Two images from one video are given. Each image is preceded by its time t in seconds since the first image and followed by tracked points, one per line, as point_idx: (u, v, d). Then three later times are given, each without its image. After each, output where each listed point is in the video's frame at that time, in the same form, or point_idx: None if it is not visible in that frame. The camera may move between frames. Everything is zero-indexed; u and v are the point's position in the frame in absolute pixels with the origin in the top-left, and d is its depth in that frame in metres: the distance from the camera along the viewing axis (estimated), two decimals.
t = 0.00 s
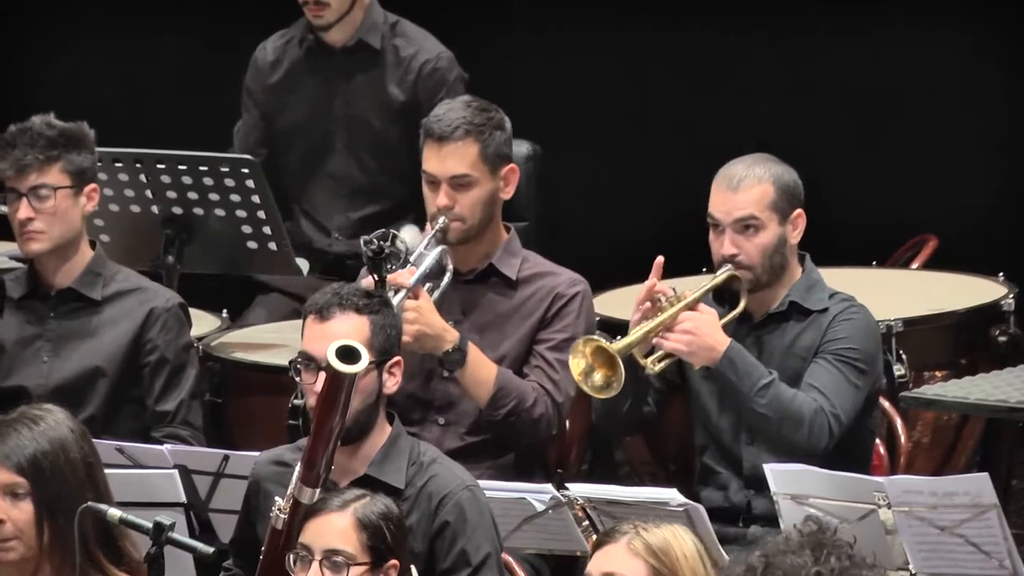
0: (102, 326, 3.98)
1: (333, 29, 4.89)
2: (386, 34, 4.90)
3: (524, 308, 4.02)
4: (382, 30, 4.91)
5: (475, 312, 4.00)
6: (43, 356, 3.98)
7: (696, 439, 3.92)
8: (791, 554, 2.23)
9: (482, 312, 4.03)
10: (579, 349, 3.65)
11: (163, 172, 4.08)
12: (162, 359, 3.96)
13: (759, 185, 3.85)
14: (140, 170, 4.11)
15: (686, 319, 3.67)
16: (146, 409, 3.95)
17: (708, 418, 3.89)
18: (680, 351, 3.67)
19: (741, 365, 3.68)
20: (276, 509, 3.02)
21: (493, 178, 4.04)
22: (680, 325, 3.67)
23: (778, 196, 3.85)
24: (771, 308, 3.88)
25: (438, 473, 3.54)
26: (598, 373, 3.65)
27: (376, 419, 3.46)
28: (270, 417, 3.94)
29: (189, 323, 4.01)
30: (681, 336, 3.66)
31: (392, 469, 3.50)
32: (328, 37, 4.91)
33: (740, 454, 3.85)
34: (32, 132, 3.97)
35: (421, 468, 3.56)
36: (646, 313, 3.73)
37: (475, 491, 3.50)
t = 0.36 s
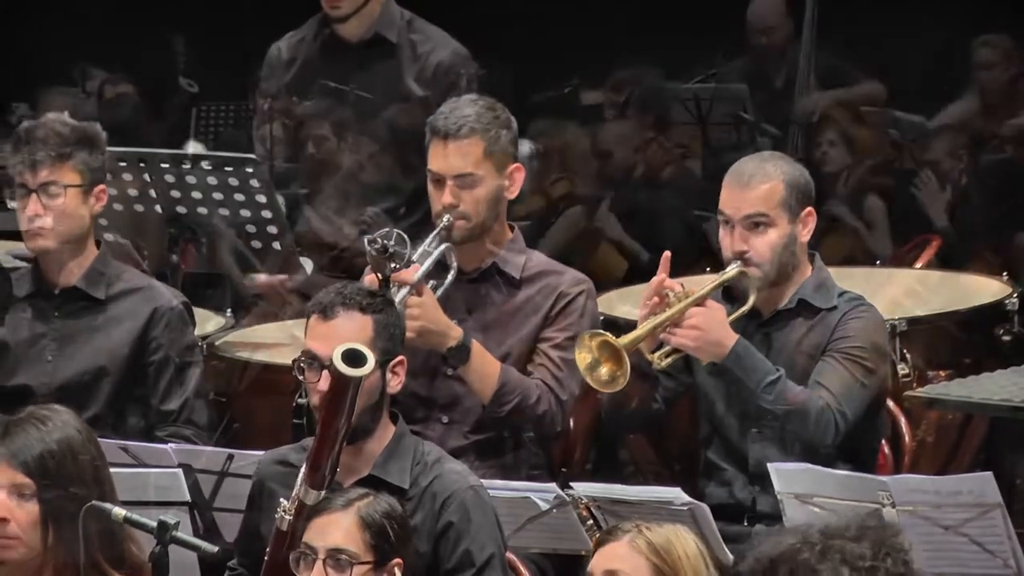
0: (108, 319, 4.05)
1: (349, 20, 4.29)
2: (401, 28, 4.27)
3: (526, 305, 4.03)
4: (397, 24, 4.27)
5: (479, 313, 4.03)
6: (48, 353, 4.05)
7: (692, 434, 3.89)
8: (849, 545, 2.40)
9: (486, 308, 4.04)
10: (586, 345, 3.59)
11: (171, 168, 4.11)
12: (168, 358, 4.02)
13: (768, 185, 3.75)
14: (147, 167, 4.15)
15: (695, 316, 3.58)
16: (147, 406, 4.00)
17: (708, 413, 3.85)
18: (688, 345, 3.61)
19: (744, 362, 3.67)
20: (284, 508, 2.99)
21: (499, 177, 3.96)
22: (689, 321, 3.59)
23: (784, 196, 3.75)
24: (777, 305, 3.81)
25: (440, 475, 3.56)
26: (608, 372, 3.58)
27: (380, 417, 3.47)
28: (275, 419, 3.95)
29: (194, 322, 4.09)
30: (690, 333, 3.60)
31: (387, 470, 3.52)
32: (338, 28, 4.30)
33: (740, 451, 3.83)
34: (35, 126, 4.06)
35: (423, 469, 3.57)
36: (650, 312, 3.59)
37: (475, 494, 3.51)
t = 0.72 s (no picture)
0: (141, 311, 4.63)
1: (373, 15, 4.51)
2: (425, 23, 4.49)
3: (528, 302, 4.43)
4: (424, 16, 4.50)
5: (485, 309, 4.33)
6: (68, 347, 4.59)
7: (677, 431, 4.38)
8: (862, 545, 3.27)
9: (491, 306, 4.35)
10: (599, 345, 4.28)
11: (192, 177, 4.55)
12: (192, 352, 4.53)
13: (765, 190, 4.41)
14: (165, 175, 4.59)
15: (705, 318, 4.34)
16: (160, 394, 4.51)
17: (699, 405, 4.39)
18: (701, 347, 4.31)
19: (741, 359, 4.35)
20: (297, 524, 3.86)
21: (509, 179, 4.40)
22: (701, 324, 4.33)
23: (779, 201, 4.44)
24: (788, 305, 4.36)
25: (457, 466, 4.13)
26: (625, 365, 4.32)
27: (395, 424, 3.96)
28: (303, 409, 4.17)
29: (209, 322, 4.56)
30: (704, 334, 4.31)
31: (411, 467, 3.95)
32: (361, 22, 4.52)
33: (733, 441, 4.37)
34: (71, 131, 4.59)
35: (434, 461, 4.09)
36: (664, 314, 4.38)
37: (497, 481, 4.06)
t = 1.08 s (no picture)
0: (161, 308, 4.88)
1: (402, 13, 4.51)
2: (457, 22, 4.52)
3: (528, 301, 4.79)
4: (455, 16, 4.53)
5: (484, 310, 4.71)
6: (91, 347, 4.81)
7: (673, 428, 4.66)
8: None
9: (493, 306, 4.71)
10: (596, 351, 4.76)
11: (212, 185, 4.58)
12: (209, 349, 4.86)
13: (751, 197, 4.72)
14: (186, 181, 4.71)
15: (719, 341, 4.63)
16: (179, 389, 4.82)
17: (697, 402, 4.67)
18: (714, 369, 4.64)
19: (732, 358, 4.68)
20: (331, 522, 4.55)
21: (512, 187, 4.66)
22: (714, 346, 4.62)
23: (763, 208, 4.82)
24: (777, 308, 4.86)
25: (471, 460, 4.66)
26: (622, 365, 4.73)
27: (406, 425, 4.57)
28: (329, 404, 4.66)
29: (225, 321, 4.88)
30: (716, 358, 4.62)
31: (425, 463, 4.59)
32: (391, 21, 4.52)
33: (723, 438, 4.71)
34: (94, 137, 4.60)
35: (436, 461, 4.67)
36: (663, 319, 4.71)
37: (502, 477, 4.66)
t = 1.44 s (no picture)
0: (177, 307, 5.08)
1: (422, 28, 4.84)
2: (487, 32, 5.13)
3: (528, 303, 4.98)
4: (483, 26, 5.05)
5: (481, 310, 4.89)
6: (113, 347, 4.97)
7: (664, 426, 4.86)
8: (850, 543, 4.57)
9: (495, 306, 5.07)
10: (594, 346, 4.80)
11: (242, 186, 5.81)
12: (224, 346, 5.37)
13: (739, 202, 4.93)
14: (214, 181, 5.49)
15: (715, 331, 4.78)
16: (194, 383, 5.48)
17: (688, 398, 4.86)
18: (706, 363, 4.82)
19: (723, 354, 4.83)
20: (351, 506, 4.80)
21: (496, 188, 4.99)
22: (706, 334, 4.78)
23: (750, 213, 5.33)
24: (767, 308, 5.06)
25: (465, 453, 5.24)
26: (616, 361, 4.76)
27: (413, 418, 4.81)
28: (344, 392, 4.75)
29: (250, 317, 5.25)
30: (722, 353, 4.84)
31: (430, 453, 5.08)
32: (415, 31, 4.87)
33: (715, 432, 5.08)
34: (116, 146, 5.01)
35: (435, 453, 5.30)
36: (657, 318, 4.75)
37: (502, 468, 5.03)
